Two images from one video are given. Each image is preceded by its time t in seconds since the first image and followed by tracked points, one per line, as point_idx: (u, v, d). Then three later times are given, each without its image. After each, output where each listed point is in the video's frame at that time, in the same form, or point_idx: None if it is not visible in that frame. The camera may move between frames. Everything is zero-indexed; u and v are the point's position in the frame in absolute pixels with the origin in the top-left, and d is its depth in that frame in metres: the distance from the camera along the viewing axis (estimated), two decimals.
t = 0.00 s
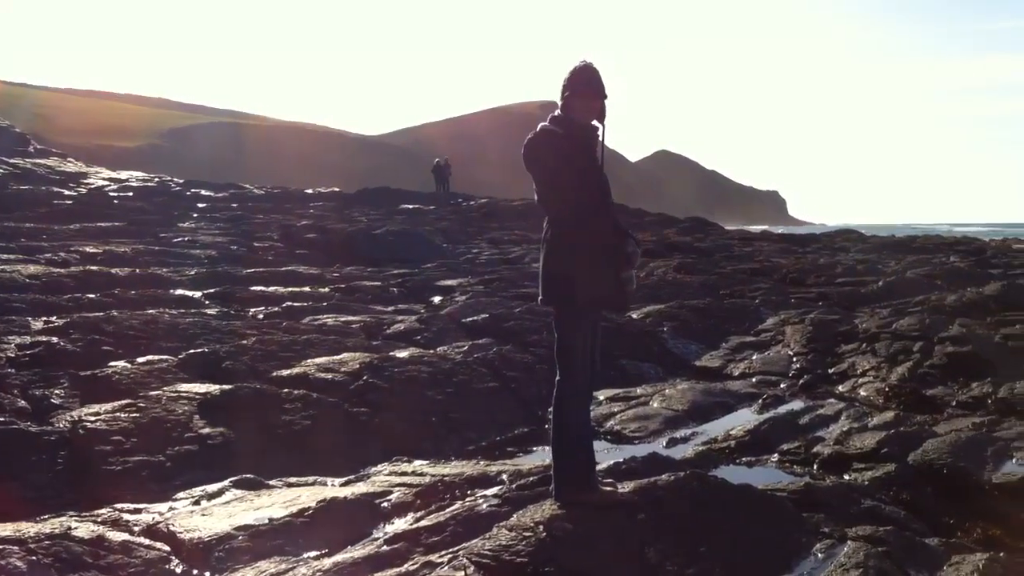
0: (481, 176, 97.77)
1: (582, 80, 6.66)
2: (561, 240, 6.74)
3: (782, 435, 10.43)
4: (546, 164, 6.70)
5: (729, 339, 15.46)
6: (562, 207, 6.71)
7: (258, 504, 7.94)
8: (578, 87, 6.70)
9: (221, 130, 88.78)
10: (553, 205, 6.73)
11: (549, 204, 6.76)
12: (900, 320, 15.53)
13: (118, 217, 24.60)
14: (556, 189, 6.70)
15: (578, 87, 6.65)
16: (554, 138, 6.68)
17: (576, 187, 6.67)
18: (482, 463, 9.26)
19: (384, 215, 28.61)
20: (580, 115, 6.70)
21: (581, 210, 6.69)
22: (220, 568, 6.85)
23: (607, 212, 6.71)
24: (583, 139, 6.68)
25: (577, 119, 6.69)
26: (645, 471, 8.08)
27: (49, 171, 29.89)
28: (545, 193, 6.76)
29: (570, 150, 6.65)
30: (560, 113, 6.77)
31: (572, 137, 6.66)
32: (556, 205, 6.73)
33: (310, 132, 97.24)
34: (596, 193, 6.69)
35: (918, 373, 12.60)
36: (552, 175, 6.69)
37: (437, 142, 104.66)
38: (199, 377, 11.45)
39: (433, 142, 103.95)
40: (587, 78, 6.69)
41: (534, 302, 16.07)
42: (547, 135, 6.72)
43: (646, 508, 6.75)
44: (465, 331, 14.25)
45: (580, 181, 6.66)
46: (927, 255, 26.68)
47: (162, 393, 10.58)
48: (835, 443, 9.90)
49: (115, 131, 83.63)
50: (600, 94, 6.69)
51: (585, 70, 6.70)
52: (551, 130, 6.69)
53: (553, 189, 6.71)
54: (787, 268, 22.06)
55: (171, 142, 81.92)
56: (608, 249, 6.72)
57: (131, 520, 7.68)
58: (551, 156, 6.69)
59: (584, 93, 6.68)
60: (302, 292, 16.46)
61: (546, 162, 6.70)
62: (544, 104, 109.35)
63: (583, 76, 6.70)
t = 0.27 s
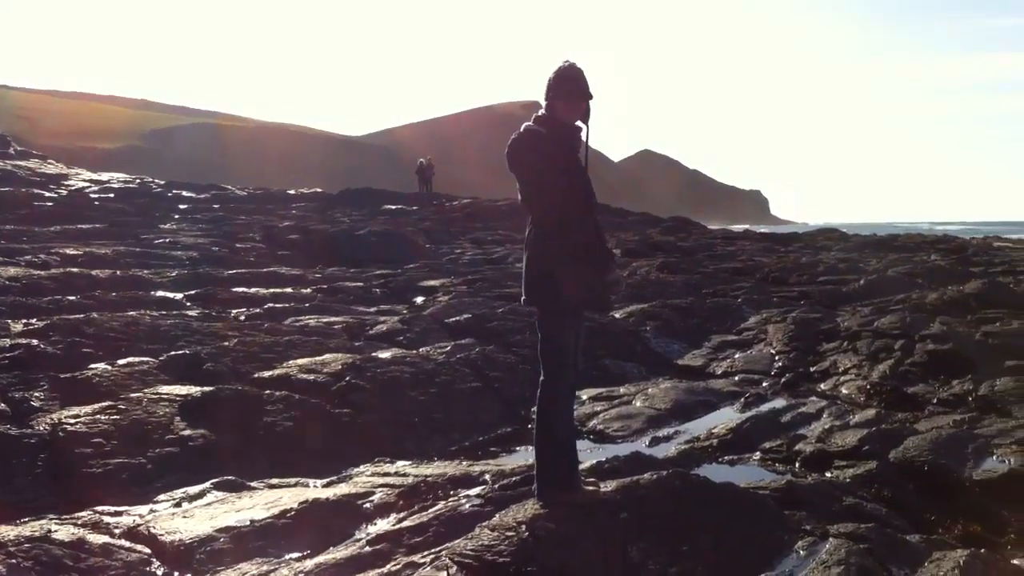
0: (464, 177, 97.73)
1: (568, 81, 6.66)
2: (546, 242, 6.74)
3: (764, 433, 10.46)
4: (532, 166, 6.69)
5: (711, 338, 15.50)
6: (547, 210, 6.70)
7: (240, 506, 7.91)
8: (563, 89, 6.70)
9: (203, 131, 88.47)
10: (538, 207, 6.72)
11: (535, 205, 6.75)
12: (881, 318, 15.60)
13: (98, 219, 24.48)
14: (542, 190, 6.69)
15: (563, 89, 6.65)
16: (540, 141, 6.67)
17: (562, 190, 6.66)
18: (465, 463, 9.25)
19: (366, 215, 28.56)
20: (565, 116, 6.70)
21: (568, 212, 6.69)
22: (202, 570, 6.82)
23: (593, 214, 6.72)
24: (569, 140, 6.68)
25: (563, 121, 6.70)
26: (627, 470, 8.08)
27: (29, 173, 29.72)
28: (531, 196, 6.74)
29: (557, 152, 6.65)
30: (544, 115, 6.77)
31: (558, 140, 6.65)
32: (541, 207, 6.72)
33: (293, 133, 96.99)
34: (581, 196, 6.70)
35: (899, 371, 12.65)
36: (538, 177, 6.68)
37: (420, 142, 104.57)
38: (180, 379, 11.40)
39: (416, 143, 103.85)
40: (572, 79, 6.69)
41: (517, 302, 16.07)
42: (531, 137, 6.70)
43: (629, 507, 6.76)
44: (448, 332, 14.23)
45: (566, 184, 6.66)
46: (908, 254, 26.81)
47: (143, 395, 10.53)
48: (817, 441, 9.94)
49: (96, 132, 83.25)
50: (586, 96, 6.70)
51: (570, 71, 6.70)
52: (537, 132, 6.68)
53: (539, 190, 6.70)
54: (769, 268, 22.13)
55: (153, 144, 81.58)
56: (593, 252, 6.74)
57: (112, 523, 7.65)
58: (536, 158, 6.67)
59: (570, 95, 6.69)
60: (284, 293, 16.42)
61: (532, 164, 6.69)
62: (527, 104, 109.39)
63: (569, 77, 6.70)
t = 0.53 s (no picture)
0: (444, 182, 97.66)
1: (551, 87, 6.66)
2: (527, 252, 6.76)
3: (741, 438, 10.50)
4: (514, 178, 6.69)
5: (689, 343, 15.53)
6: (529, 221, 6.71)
7: (216, 513, 7.87)
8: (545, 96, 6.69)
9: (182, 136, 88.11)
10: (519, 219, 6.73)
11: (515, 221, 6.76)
12: (858, 324, 15.67)
13: (75, 223, 24.33)
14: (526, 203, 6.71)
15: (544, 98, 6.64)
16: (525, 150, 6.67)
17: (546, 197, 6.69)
18: (442, 469, 9.23)
19: (346, 220, 28.50)
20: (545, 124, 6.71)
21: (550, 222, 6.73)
22: None
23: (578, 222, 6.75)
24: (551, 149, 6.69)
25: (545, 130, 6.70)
26: (605, 475, 8.08)
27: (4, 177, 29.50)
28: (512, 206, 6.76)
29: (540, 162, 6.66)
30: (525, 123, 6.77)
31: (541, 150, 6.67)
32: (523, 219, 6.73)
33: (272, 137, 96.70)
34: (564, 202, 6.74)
35: (875, 376, 12.72)
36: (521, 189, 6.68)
37: (400, 147, 104.45)
38: (156, 385, 11.34)
39: (396, 148, 103.73)
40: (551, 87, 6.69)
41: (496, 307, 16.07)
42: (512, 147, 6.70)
43: (606, 513, 6.77)
44: (426, 337, 14.20)
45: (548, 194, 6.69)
46: (885, 260, 26.96)
47: (118, 401, 10.46)
48: (794, 446, 9.98)
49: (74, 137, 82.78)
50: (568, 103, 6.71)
51: (552, 77, 6.69)
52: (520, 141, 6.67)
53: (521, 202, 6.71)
54: (748, 273, 22.21)
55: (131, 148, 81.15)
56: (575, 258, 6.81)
57: (86, 530, 7.59)
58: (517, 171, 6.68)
59: (552, 101, 6.69)
60: (262, 299, 16.35)
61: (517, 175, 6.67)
62: (507, 110, 109.46)
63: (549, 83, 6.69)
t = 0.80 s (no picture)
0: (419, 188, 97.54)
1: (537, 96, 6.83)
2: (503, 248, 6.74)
3: (715, 444, 10.53)
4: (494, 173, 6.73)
5: (663, 349, 15.58)
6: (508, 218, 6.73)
7: (188, 521, 7.81)
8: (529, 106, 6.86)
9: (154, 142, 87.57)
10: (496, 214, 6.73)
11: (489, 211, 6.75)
12: (830, 329, 15.77)
13: (45, 230, 24.12)
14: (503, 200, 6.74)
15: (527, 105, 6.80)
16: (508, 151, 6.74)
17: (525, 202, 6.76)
18: (417, 477, 9.20)
19: (319, 227, 28.41)
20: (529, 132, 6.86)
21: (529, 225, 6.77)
22: None
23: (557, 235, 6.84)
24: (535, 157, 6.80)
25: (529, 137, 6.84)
26: (580, 482, 8.08)
27: None
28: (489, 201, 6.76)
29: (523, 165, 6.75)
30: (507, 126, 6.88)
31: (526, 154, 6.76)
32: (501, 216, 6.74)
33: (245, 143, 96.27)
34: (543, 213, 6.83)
35: (848, 382, 12.80)
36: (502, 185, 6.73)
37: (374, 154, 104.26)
38: (128, 393, 11.25)
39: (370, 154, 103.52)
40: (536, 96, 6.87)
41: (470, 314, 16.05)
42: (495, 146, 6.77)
43: (581, 520, 6.78)
44: (400, 344, 14.17)
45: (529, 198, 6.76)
46: (856, 265, 27.15)
47: (89, 409, 10.37)
48: (768, 451, 10.03)
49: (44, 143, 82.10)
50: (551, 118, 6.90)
51: (539, 85, 6.86)
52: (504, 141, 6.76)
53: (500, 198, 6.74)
54: (721, 279, 22.30)
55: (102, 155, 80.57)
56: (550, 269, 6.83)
57: (56, 540, 7.50)
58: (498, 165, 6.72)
59: (535, 111, 6.86)
60: (235, 306, 16.26)
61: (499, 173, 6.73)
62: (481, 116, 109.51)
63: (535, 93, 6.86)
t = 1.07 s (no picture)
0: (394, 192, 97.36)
1: (522, 110, 6.84)
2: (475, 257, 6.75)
3: (689, 448, 10.54)
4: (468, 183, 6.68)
5: (638, 353, 15.60)
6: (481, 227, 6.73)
7: (160, 528, 7.75)
8: (508, 116, 6.86)
9: (128, 146, 87.04)
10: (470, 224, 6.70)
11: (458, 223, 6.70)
12: (804, 333, 15.84)
13: (17, 235, 23.92)
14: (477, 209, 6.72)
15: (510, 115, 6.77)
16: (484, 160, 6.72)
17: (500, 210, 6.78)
18: (391, 482, 9.17)
19: (294, 231, 28.31)
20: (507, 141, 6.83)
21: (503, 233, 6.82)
22: None
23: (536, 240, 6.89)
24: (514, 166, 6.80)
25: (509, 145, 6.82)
26: (554, 485, 8.08)
27: None
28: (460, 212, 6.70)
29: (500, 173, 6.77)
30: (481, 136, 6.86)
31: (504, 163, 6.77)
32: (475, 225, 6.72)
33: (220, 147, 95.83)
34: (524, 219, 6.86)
35: (821, 385, 12.86)
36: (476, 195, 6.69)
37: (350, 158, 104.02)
38: (99, 398, 11.16)
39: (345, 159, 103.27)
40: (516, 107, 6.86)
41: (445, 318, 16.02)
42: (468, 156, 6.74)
43: (554, 524, 6.79)
44: (374, 349, 14.13)
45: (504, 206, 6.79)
46: (830, 270, 27.30)
47: (60, 415, 10.28)
48: (742, 455, 10.06)
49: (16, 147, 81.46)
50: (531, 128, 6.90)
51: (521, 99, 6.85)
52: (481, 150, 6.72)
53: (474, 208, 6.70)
54: (696, 283, 22.37)
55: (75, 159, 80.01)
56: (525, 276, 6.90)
57: (25, 546, 7.43)
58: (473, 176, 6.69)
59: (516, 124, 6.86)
60: (208, 310, 16.17)
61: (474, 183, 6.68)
62: (457, 120, 109.49)
63: (514, 103, 6.87)
